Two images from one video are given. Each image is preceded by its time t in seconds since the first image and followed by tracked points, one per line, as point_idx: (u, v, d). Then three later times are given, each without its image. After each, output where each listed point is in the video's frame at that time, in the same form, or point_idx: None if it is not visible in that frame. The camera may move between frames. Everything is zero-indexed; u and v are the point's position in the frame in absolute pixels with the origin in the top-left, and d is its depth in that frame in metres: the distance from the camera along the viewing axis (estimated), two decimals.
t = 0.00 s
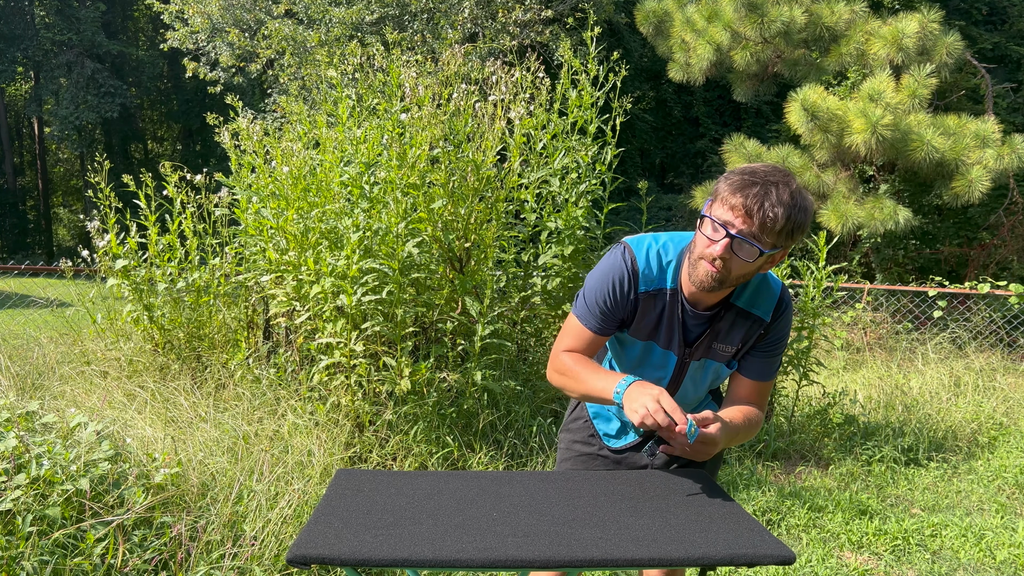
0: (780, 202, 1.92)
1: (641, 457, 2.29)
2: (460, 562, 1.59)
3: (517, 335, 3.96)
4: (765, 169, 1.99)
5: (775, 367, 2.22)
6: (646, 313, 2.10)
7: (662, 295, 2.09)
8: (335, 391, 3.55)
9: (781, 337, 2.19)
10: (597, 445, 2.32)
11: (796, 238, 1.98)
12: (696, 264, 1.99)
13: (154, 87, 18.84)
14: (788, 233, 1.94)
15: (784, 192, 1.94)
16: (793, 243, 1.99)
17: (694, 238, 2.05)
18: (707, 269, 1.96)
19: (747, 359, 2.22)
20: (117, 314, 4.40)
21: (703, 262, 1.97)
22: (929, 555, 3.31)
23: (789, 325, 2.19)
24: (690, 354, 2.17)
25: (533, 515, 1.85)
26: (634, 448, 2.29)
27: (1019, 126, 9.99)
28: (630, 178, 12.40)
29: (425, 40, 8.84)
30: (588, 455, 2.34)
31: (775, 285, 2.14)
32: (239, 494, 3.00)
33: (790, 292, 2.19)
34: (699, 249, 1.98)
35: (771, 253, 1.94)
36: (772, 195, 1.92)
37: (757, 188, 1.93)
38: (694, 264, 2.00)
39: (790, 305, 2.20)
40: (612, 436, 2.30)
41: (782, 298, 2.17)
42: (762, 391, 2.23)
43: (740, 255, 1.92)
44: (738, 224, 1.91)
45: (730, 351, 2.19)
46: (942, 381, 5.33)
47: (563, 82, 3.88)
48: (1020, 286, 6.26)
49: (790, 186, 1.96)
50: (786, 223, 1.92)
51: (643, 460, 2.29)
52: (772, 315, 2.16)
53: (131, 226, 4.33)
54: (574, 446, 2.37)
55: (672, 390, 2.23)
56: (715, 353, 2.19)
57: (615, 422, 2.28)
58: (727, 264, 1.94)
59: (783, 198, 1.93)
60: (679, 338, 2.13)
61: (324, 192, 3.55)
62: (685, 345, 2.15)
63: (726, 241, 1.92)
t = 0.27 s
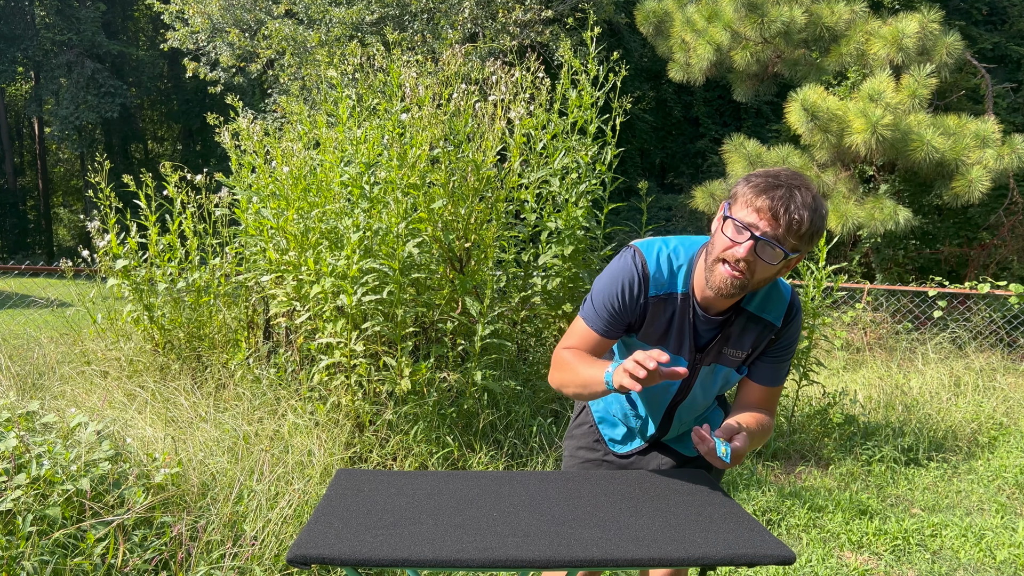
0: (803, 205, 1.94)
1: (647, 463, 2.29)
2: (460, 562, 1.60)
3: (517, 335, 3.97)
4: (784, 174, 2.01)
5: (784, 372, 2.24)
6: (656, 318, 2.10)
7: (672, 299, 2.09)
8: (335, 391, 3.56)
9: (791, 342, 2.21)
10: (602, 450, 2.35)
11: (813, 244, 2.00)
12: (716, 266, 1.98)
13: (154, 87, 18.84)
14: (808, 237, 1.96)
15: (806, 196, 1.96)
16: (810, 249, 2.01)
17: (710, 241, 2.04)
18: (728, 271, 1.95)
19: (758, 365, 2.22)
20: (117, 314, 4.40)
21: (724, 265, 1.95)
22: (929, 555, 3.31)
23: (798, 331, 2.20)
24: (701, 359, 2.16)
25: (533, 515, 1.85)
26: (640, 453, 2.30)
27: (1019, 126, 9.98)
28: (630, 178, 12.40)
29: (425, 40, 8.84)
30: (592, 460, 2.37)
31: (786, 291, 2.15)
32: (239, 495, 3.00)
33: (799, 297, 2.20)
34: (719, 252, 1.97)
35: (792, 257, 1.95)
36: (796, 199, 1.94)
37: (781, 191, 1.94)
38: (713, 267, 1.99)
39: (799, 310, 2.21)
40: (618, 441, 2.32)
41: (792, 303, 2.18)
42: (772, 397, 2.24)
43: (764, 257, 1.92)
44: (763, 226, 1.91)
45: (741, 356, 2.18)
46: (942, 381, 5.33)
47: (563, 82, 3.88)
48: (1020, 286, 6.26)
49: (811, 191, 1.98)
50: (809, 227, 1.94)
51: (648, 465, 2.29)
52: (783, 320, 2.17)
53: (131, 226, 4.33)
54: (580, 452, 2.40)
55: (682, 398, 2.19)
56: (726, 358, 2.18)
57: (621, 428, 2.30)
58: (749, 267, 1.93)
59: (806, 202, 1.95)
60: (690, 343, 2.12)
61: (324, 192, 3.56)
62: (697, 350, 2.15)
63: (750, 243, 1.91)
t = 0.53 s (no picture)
0: (808, 205, 1.93)
1: (647, 462, 2.30)
2: (460, 562, 1.59)
3: (517, 335, 3.97)
4: (789, 174, 2.00)
5: (784, 374, 2.24)
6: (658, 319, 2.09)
7: (674, 300, 2.09)
8: (335, 391, 3.56)
9: (791, 343, 2.22)
10: (603, 446, 2.34)
11: (820, 243, 1.99)
12: (720, 267, 1.97)
13: (154, 87, 18.84)
14: (815, 237, 1.95)
15: (812, 196, 1.95)
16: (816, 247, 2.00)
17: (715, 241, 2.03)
18: (733, 272, 1.94)
19: (759, 366, 2.23)
20: (117, 314, 4.40)
21: (729, 265, 1.95)
22: (929, 555, 3.31)
23: (798, 332, 2.21)
24: (702, 359, 2.15)
25: (533, 515, 1.85)
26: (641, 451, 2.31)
27: (1019, 126, 9.98)
28: (630, 178, 12.40)
29: (425, 40, 8.84)
30: (591, 456, 2.36)
31: (788, 292, 2.15)
32: (239, 495, 3.00)
33: (800, 299, 2.21)
34: (723, 252, 1.97)
35: (797, 258, 1.94)
36: (801, 199, 1.93)
37: (786, 192, 1.93)
38: (718, 267, 1.98)
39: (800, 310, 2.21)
40: (619, 438, 2.31)
41: (793, 305, 2.18)
42: (770, 399, 2.24)
43: (769, 258, 1.92)
44: (768, 228, 1.91)
45: (742, 358, 2.17)
46: (942, 382, 5.33)
47: (563, 82, 3.88)
48: (1020, 286, 6.26)
49: (816, 190, 1.97)
50: (815, 227, 1.93)
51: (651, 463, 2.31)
52: (784, 321, 2.17)
53: (131, 226, 4.33)
54: (579, 448, 2.39)
55: (682, 400, 2.19)
56: (727, 360, 2.17)
57: (622, 425, 2.28)
58: (754, 268, 1.93)
59: (812, 201, 1.94)
60: (692, 344, 2.12)
61: (324, 192, 3.56)
62: (698, 351, 2.14)
63: (754, 244, 1.91)
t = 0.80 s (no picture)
0: (766, 219, 1.90)
1: (633, 464, 2.29)
2: (460, 562, 1.59)
3: (517, 335, 3.96)
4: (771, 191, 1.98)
5: (773, 382, 2.23)
6: (643, 321, 2.10)
7: (661, 303, 2.09)
8: (335, 391, 3.56)
9: (780, 352, 2.20)
10: (589, 447, 2.32)
11: (782, 264, 1.92)
12: (677, 264, 2.01)
13: (154, 87, 18.84)
14: (770, 253, 1.90)
15: (775, 212, 1.91)
16: (779, 269, 1.93)
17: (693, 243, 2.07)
18: (682, 270, 1.98)
19: (747, 374, 2.22)
20: (117, 314, 4.40)
21: (682, 263, 1.99)
22: (929, 555, 3.31)
23: (788, 342, 2.19)
24: (688, 365, 2.15)
25: (533, 515, 1.85)
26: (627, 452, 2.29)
27: (1019, 126, 9.99)
28: (630, 178, 12.40)
29: (425, 40, 8.84)
30: (577, 457, 2.34)
31: (776, 302, 2.14)
32: (239, 495, 3.00)
33: (790, 308, 2.19)
34: (685, 251, 2.01)
35: (748, 271, 1.91)
36: (761, 212, 1.91)
37: (749, 202, 1.93)
38: (675, 265, 2.03)
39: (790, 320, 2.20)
40: (605, 439, 2.29)
41: (782, 315, 2.17)
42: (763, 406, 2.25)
43: (712, 262, 1.92)
44: (720, 232, 1.93)
45: (730, 366, 2.17)
46: (942, 381, 5.33)
47: (563, 82, 3.88)
48: (1020, 286, 6.26)
49: (789, 209, 1.93)
50: (767, 242, 1.89)
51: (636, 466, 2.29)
52: (772, 331, 2.16)
53: (131, 226, 4.33)
54: (564, 449, 2.37)
55: (667, 403, 2.20)
56: (714, 367, 2.17)
57: (608, 426, 2.27)
58: (699, 270, 1.94)
59: (771, 217, 1.90)
60: (677, 348, 2.12)
61: (324, 192, 3.56)
62: (683, 356, 2.14)
63: (702, 244, 1.93)
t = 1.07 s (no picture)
0: (729, 239, 1.87)
1: (603, 467, 2.29)
2: (460, 562, 1.59)
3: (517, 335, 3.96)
4: (738, 207, 1.95)
5: (747, 383, 2.27)
6: (609, 329, 2.08)
7: (626, 312, 2.08)
8: (335, 391, 3.56)
9: (752, 356, 2.22)
10: (559, 452, 2.33)
11: (746, 285, 1.91)
12: (640, 278, 2.00)
13: (154, 87, 18.83)
14: (733, 273, 1.88)
15: (739, 231, 1.88)
16: (744, 287, 1.91)
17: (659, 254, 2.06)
18: (644, 286, 1.96)
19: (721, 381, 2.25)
20: (117, 314, 4.40)
21: (645, 278, 1.98)
22: (929, 555, 3.31)
23: (759, 347, 2.21)
24: (657, 373, 2.14)
25: (533, 515, 1.85)
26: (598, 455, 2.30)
27: (1019, 126, 9.99)
28: (630, 178, 12.40)
29: (425, 40, 8.83)
30: (548, 460, 2.35)
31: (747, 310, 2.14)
32: (239, 495, 3.00)
33: (762, 313, 2.20)
34: (649, 265, 2.00)
35: (709, 291, 1.90)
36: (724, 232, 1.88)
37: (713, 220, 1.90)
38: (639, 279, 2.01)
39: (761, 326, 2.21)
40: (575, 442, 2.30)
41: (753, 321, 2.17)
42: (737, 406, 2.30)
43: (674, 281, 1.91)
44: (682, 250, 1.91)
45: (702, 374, 2.17)
46: (942, 381, 5.33)
47: (564, 82, 3.88)
48: (1019, 286, 6.26)
49: (754, 229, 1.90)
50: (731, 263, 1.87)
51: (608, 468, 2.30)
52: (745, 336, 2.17)
53: (131, 226, 4.32)
54: (535, 453, 2.38)
55: (637, 409, 2.20)
56: (686, 376, 2.16)
57: (579, 429, 2.27)
58: (661, 288, 1.93)
59: (736, 237, 1.87)
60: (645, 357, 2.12)
61: (324, 192, 3.56)
62: (652, 365, 2.14)
63: (665, 262, 1.92)
